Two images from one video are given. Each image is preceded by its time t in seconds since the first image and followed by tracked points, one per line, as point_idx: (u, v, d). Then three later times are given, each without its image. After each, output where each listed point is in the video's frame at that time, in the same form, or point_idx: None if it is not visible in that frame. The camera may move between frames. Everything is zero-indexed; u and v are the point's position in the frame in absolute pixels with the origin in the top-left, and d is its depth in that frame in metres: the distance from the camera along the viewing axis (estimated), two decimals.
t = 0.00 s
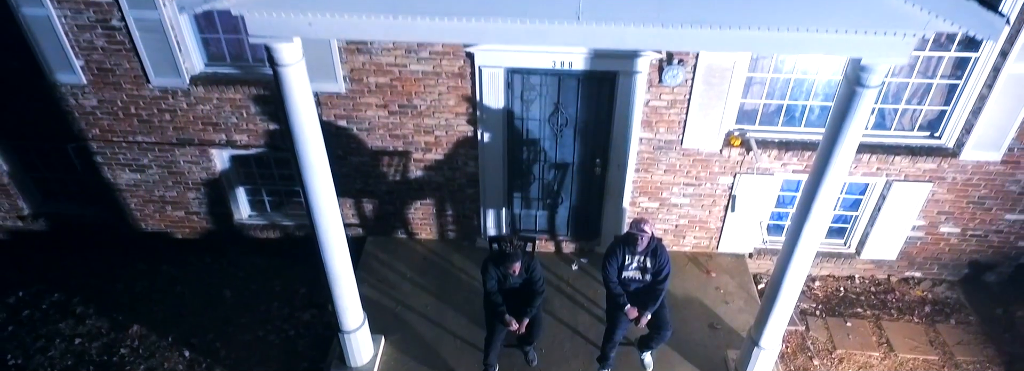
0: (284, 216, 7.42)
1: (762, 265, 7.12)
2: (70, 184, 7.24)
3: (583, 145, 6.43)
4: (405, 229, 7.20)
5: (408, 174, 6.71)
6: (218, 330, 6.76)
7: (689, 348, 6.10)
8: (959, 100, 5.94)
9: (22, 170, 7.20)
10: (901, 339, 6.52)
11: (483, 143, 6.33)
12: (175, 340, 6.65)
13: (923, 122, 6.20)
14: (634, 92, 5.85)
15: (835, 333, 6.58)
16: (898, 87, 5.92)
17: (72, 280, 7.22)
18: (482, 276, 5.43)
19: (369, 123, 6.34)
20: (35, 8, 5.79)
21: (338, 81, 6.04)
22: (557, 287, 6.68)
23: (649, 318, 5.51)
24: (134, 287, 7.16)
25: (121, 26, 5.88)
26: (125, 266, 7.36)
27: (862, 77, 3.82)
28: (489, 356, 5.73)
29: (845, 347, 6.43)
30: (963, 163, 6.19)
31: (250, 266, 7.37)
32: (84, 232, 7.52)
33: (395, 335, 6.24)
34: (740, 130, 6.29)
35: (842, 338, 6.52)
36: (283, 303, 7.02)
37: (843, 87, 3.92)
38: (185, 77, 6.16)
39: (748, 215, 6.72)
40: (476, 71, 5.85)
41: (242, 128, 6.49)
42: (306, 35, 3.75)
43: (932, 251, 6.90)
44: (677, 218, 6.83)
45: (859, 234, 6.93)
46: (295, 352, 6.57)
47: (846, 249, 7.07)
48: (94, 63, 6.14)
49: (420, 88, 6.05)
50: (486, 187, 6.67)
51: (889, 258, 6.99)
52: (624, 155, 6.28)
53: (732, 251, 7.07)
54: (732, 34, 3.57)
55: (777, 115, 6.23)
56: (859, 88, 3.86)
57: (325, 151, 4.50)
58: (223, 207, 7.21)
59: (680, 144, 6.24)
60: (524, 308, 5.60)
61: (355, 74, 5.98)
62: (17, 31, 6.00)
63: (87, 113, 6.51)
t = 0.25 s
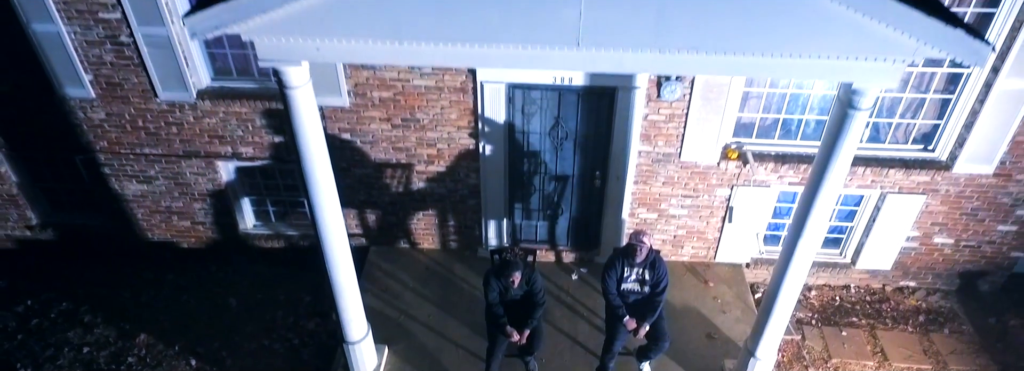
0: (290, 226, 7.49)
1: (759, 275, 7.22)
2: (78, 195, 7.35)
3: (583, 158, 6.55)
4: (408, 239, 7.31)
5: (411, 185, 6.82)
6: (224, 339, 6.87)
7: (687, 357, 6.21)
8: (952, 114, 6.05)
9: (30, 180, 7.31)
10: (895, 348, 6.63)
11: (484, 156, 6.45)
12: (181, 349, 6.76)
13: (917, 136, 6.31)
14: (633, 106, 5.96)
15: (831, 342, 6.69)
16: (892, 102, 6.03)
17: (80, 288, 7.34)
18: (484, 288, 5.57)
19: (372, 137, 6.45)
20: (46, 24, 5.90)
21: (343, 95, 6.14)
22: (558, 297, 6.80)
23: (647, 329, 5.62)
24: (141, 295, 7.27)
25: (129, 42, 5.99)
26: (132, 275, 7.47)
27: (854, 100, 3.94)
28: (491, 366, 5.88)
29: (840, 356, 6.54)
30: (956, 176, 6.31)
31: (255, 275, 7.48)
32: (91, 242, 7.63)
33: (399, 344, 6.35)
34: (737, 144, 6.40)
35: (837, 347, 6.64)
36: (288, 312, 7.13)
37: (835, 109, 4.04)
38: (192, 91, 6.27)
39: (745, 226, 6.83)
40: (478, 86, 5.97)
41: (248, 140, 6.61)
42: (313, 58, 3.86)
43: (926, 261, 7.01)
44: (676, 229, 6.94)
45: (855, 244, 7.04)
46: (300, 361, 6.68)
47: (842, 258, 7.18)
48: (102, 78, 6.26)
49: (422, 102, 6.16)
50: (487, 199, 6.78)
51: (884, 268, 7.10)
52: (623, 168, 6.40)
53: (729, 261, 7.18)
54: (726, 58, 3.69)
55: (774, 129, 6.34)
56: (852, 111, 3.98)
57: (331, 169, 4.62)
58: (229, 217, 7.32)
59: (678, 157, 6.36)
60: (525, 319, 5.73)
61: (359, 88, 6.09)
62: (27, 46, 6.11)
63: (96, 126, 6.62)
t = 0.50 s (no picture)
0: (294, 236, 7.64)
1: (756, 284, 7.34)
2: (86, 205, 7.47)
3: (583, 170, 6.67)
4: (410, 249, 7.43)
5: (414, 197, 6.94)
6: (230, 348, 6.99)
7: (685, 367, 6.33)
8: (945, 128, 6.16)
9: (39, 191, 7.43)
10: (890, 357, 6.74)
11: (486, 168, 6.56)
12: (188, 358, 6.88)
13: (911, 149, 6.43)
14: (632, 121, 6.07)
15: (827, 351, 6.80)
16: (886, 116, 6.15)
17: (88, 297, 7.45)
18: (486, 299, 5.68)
19: (376, 149, 6.57)
20: (56, 40, 6.02)
21: (347, 109, 6.25)
22: (558, 307, 6.91)
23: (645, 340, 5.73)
24: (148, 304, 7.39)
25: (138, 58, 6.11)
26: (139, 284, 7.59)
27: (846, 122, 4.06)
28: None
29: (836, 365, 6.66)
30: (949, 188, 6.42)
31: (260, 284, 7.59)
32: (99, 251, 7.75)
33: (401, 354, 6.47)
34: (734, 157, 6.52)
35: (833, 356, 6.75)
36: (292, 321, 7.24)
37: (828, 131, 4.16)
38: (199, 105, 6.39)
39: (742, 237, 6.95)
40: (479, 101, 6.08)
41: (254, 153, 6.72)
42: (320, 81, 3.98)
43: (920, 270, 7.13)
44: (674, 240, 7.05)
45: (850, 255, 7.16)
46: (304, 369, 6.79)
47: (838, 268, 7.31)
48: (111, 92, 6.38)
49: (425, 116, 6.27)
50: (488, 210, 6.90)
51: (879, 277, 7.22)
52: (622, 180, 6.51)
53: (727, 270, 7.29)
54: (720, 82, 3.80)
55: (770, 142, 6.45)
56: (844, 133, 4.10)
57: (337, 186, 4.74)
58: (234, 227, 7.44)
59: (676, 171, 6.47)
60: (526, 330, 5.85)
61: (363, 103, 6.20)
62: (38, 61, 6.23)
63: (104, 139, 6.74)
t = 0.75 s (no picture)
0: (297, 245, 7.73)
1: (753, 292, 7.45)
2: (93, 214, 7.59)
3: (583, 182, 6.79)
4: (413, 258, 7.53)
5: (416, 207, 7.05)
6: (234, 356, 7.09)
7: None
8: (938, 141, 6.27)
9: (46, 200, 7.54)
10: (884, 365, 6.85)
11: (487, 180, 6.67)
12: (194, 366, 6.99)
13: (905, 161, 6.53)
14: (631, 134, 6.17)
15: (822, 359, 6.91)
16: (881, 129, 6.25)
17: (94, 305, 7.56)
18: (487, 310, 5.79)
19: (379, 161, 6.67)
20: (65, 55, 6.13)
21: (350, 122, 6.35)
22: (558, 315, 7.02)
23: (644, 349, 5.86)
24: (154, 312, 7.50)
25: (145, 72, 6.23)
26: (145, 292, 7.70)
27: (838, 142, 4.18)
28: None
29: None
30: (943, 199, 6.53)
31: (264, 292, 7.70)
32: (105, 259, 7.86)
33: (404, 362, 6.59)
34: (731, 168, 6.62)
35: (828, 364, 6.86)
36: (296, 329, 7.34)
37: (821, 150, 4.29)
38: (205, 118, 6.50)
39: (739, 247, 7.06)
40: (481, 114, 6.19)
41: (258, 164, 6.83)
42: (327, 102, 4.09)
43: (915, 279, 7.24)
44: (672, 249, 7.16)
45: (845, 264, 7.27)
46: None
47: (834, 277, 7.41)
48: (119, 105, 6.49)
49: (427, 129, 6.38)
50: (490, 220, 7.01)
51: (875, 286, 7.33)
52: (621, 192, 6.62)
53: (724, 279, 7.40)
54: (716, 103, 3.91)
55: (767, 154, 6.56)
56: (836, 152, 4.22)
57: (342, 201, 4.85)
58: (238, 237, 7.55)
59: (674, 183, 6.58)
60: (526, 340, 5.96)
61: (366, 116, 6.30)
62: (46, 74, 6.34)
63: (111, 151, 6.84)
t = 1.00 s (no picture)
0: (300, 253, 7.85)
1: (750, 300, 7.55)
2: (98, 223, 7.69)
3: (582, 192, 6.90)
4: (414, 266, 7.63)
5: (417, 216, 7.15)
6: (238, 363, 7.19)
7: None
8: (931, 153, 6.37)
9: (52, 209, 7.64)
10: None
11: (488, 190, 6.77)
12: None
13: (899, 172, 6.64)
14: (629, 147, 6.27)
15: (818, 366, 7.01)
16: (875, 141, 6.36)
17: (100, 312, 7.67)
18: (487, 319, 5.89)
19: (381, 171, 6.78)
20: (73, 68, 6.23)
21: (353, 134, 6.46)
22: (558, 323, 7.12)
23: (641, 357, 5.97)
24: (158, 319, 7.60)
25: (152, 84, 6.33)
26: (150, 299, 7.81)
27: (831, 159, 4.30)
28: None
29: None
30: (936, 209, 6.64)
31: (267, 299, 7.80)
32: (110, 267, 7.97)
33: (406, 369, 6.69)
34: (728, 178, 6.73)
35: None
36: (299, 335, 7.44)
37: (814, 167, 4.40)
38: (210, 129, 6.60)
39: (736, 255, 7.16)
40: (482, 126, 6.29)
41: (263, 175, 6.94)
42: (332, 120, 4.19)
43: (909, 287, 7.35)
44: (670, 258, 7.26)
45: (841, 272, 7.38)
46: None
47: (830, 285, 7.52)
48: (125, 117, 6.59)
49: (429, 141, 6.49)
50: (491, 229, 7.11)
51: (870, 294, 7.43)
52: (620, 202, 6.72)
53: (722, 287, 7.50)
54: (712, 123, 4.02)
55: (763, 165, 6.67)
56: (830, 168, 4.35)
57: (346, 215, 4.95)
58: (242, 245, 7.65)
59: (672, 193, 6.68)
60: (526, 349, 6.07)
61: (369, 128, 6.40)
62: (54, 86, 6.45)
63: (117, 161, 6.95)
